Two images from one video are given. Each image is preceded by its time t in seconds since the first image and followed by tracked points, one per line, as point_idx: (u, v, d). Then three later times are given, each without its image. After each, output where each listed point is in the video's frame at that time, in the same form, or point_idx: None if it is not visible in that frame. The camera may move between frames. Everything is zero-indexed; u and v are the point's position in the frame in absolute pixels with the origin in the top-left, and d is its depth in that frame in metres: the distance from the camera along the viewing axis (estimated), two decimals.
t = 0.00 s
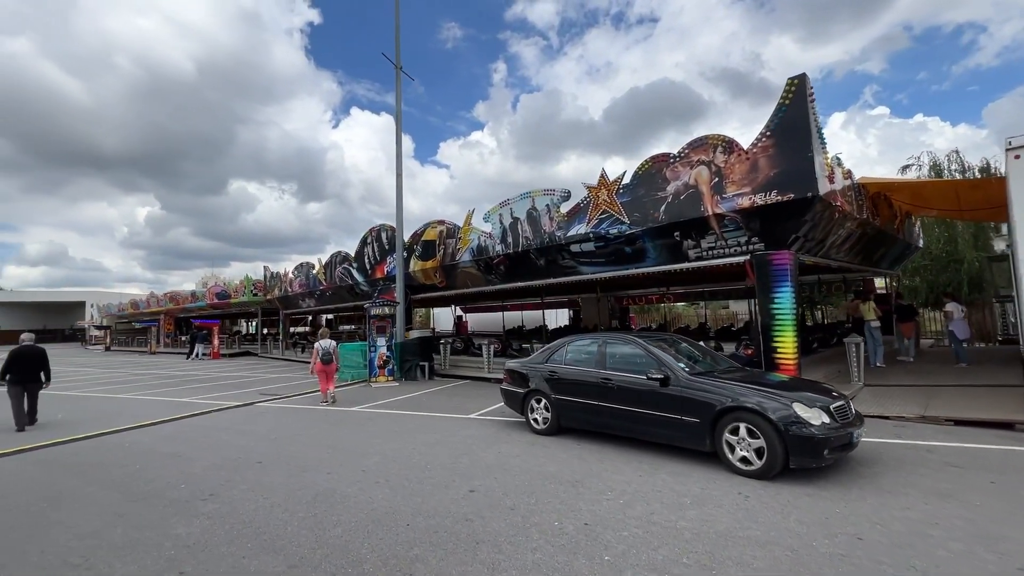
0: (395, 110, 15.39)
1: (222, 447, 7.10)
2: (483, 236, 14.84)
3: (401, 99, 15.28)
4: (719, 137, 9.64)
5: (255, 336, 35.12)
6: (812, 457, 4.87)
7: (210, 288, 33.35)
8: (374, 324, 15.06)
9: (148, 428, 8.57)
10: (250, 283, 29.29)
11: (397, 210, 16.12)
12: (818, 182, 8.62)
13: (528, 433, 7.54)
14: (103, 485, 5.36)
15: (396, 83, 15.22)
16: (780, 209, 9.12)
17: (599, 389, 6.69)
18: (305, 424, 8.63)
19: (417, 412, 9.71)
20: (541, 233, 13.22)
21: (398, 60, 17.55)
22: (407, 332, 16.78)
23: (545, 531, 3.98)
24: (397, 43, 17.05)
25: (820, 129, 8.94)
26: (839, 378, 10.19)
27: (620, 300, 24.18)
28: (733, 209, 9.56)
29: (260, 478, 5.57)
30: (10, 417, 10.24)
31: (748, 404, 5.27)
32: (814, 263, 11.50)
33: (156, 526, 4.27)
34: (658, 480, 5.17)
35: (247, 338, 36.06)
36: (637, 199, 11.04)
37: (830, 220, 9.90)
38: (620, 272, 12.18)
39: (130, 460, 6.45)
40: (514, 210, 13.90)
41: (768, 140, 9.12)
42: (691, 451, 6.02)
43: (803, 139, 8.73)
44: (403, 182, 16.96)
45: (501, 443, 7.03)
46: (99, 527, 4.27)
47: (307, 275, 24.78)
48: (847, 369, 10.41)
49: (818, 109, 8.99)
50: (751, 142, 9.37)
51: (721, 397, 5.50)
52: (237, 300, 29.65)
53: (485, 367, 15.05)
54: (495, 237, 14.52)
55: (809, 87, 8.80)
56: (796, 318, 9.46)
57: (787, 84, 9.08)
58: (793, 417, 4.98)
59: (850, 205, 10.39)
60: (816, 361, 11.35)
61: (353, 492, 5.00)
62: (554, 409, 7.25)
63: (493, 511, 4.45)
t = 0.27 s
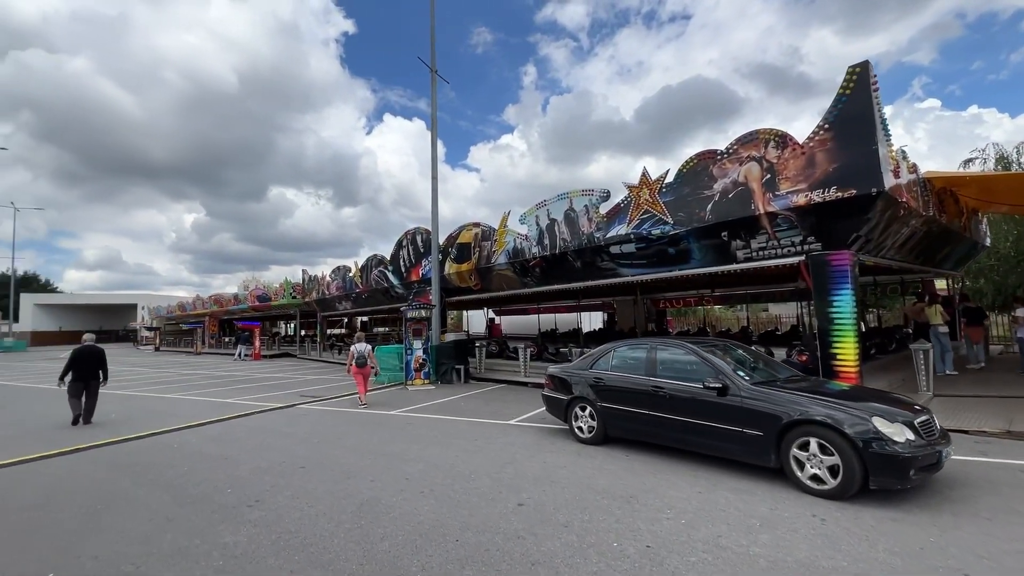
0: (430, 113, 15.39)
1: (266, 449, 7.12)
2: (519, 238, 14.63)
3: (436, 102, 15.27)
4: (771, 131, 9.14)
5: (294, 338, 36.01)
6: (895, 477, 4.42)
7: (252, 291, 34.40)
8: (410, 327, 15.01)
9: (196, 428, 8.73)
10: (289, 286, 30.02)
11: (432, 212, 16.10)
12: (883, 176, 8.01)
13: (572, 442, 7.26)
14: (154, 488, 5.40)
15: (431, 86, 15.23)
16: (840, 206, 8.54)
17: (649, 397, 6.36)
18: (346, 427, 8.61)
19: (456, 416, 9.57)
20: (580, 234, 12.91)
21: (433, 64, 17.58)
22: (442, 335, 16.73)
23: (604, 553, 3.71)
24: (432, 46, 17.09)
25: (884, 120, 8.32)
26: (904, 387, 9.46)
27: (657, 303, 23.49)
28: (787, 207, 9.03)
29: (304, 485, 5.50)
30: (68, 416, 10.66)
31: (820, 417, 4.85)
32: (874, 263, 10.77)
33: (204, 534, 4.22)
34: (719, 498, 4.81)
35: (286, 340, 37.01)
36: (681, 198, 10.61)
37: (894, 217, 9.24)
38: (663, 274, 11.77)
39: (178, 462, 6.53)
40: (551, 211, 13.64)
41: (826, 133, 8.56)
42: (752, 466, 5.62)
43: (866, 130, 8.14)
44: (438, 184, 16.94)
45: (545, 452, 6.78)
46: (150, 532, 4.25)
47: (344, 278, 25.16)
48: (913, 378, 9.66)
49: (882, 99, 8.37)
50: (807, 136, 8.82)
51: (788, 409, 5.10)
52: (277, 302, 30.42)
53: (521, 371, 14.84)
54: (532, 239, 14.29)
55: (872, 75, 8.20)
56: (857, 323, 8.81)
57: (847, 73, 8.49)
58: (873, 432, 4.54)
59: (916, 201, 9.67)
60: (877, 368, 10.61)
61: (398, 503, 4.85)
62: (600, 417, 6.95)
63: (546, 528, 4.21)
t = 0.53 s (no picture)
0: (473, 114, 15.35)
1: (318, 450, 7.14)
2: (564, 238, 14.31)
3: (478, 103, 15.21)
4: (840, 117, 8.49)
5: (340, 340, 36.96)
6: (1017, 499, 3.86)
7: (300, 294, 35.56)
8: (454, 328, 14.99)
9: (250, 427, 8.92)
10: (335, 289, 30.81)
11: (475, 214, 16.02)
12: (975, 161, 7.21)
13: (628, 449, 6.90)
14: (212, 487, 5.45)
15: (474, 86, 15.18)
16: (922, 196, 7.78)
17: (715, 404, 5.93)
18: (394, 429, 8.56)
19: (503, 419, 9.37)
20: (627, 232, 12.47)
21: (474, 65, 17.57)
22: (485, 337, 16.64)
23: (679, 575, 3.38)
24: (474, 48, 17.07)
25: (974, 99, 7.51)
26: (999, 395, 8.52)
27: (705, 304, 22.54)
28: (859, 198, 8.33)
29: (357, 488, 5.42)
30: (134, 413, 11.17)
31: (919, 428, 4.32)
32: (957, 259, 9.81)
33: (261, 537, 4.17)
34: (802, 516, 4.37)
35: (333, 341, 38.04)
36: (738, 192, 10.04)
37: (983, 207, 8.38)
38: (718, 272, 11.22)
39: (235, 461, 6.62)
40: (597, 210, 13.26)
41: (905, 116, 7.84)
42: (834, 481, 5.11)
43: (953, 112, 7.37)
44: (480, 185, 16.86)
45: (600, 459, 6.46)
46: (209, 533, 4.24)
47: (387, 280, 25.55)
48: (1008, 385, 8.69)
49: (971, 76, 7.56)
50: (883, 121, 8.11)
51: (879, 418, 4.60)
52: (323, 305, 31.28)
53: (567, 374, 14.50)
54: (577, 239, 13.94)
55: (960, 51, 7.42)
56: (943, 324, 8.00)
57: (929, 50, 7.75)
58: (987, 447, 3.99)
59: (1009, 189, 8.73)
60: (964, 374, 9.64)
61: (452, 510, 4.67)
62: (659, 424, 6.57)
63: (612, 543, 3.92)
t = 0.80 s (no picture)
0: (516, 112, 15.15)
1: (369, 453, 7.08)
2: (612, 237, 13.85)
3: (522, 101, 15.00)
4: (925, 97, 7.75)
5: (386, 341, 37.65)
6: None
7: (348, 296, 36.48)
8: (499, 330, 14.87)
9: (303, 428, 9.02)
10: (380, 291, 31.39)
11: (518, 214, 15.80)
12: None
13: (692, 460, 6.46)
14: (267, 490, 5.44)
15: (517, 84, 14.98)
16: None
17: (792, 412, 5.43)
18: (443, 432, 8.43)
19: (553, 424, 9.07)
20: (680, 229, 11.90)
21: (517, 64, 17.36)
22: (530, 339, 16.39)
23: None
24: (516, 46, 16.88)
25: None
26: None
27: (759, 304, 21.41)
28: (948, 185, 7.55)
29: (409, 494, 5.26)
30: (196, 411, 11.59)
31: None
32: None
33: (317, 545, 4.06)
34: (907, 543, 3.86)
35: (378, 342, 38.81)
36: (805, 183, 9.35)
37: None
38: (781, 270, 10.49)
39: (289, 462, 6.64)
40: (647, 206, 12.73)
41: (1003, 93, 7.04)
42: (941, 505, 4.51)
43: None
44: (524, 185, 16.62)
45: (662, 470, 6.05)
46: (265, 539, 4.17)
47: (431, 282, 25.73)
48: None
49: None
50: (977, 99, 7.32)
51: (997, 432, 4.03)
52: (369, 307, 31.93)
53: (616, 377, 14.03)
54: (625, 237, 13.46)
55: None
56: None
57: None
58: None
59: None
60: None
61: (510, 522, 4.42)
62: (727, 433, 6.10)
63: (688, 567, 3.56)
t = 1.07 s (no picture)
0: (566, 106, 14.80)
1: (427, 454, 6.97)
2: (668, 232, 13.23)
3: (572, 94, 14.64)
4: None
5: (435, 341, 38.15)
6: None
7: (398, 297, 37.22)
8: (552, 329, 14.51)
9: (362, 426, 9.09)
10: (430, 291, 31.80)
11: (570, 211, 15.41)
12: None
13: (772, 470, 5.93)
14: (329, 490, 5.40)
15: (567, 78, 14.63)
16: None
17: (895, 421, 4.83)
18: (500, 433, 8.23)
19: (613, 427, 8.67)
20: (746, 222, 11.16)
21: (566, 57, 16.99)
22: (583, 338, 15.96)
23: None
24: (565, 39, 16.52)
25: None
26: None
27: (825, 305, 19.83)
28: None
29: (471, 500, 5.07)
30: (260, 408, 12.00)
31: None
32: None
33: (381, 551, 3.92)
34: None
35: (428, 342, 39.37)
36: (893, 167, 8.50)
37: None
38: (862, 264, 9.61)
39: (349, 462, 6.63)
40: (707, 198, 12.04)
41: None
42: None
43: None
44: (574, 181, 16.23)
45: (741, 480, 5.56)
46: (329, 543, 4.07)
47: (480, 282, 25.75)
48: None
49: None
50: None
51: None
52: (420, 307, 32.41)
53: (675, 378, 13.41)
54: (684, 232, 12.80)
55: None
56: None
57: None
58: None
59: None
60: None
61: (580, 535, 4.13)
62: (814, 442, 5.53)
63: None
